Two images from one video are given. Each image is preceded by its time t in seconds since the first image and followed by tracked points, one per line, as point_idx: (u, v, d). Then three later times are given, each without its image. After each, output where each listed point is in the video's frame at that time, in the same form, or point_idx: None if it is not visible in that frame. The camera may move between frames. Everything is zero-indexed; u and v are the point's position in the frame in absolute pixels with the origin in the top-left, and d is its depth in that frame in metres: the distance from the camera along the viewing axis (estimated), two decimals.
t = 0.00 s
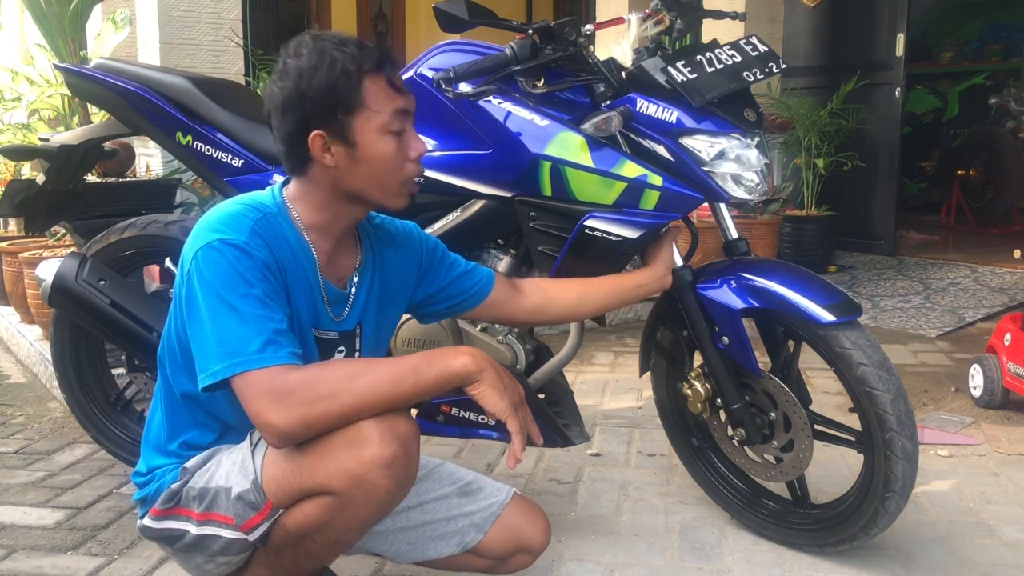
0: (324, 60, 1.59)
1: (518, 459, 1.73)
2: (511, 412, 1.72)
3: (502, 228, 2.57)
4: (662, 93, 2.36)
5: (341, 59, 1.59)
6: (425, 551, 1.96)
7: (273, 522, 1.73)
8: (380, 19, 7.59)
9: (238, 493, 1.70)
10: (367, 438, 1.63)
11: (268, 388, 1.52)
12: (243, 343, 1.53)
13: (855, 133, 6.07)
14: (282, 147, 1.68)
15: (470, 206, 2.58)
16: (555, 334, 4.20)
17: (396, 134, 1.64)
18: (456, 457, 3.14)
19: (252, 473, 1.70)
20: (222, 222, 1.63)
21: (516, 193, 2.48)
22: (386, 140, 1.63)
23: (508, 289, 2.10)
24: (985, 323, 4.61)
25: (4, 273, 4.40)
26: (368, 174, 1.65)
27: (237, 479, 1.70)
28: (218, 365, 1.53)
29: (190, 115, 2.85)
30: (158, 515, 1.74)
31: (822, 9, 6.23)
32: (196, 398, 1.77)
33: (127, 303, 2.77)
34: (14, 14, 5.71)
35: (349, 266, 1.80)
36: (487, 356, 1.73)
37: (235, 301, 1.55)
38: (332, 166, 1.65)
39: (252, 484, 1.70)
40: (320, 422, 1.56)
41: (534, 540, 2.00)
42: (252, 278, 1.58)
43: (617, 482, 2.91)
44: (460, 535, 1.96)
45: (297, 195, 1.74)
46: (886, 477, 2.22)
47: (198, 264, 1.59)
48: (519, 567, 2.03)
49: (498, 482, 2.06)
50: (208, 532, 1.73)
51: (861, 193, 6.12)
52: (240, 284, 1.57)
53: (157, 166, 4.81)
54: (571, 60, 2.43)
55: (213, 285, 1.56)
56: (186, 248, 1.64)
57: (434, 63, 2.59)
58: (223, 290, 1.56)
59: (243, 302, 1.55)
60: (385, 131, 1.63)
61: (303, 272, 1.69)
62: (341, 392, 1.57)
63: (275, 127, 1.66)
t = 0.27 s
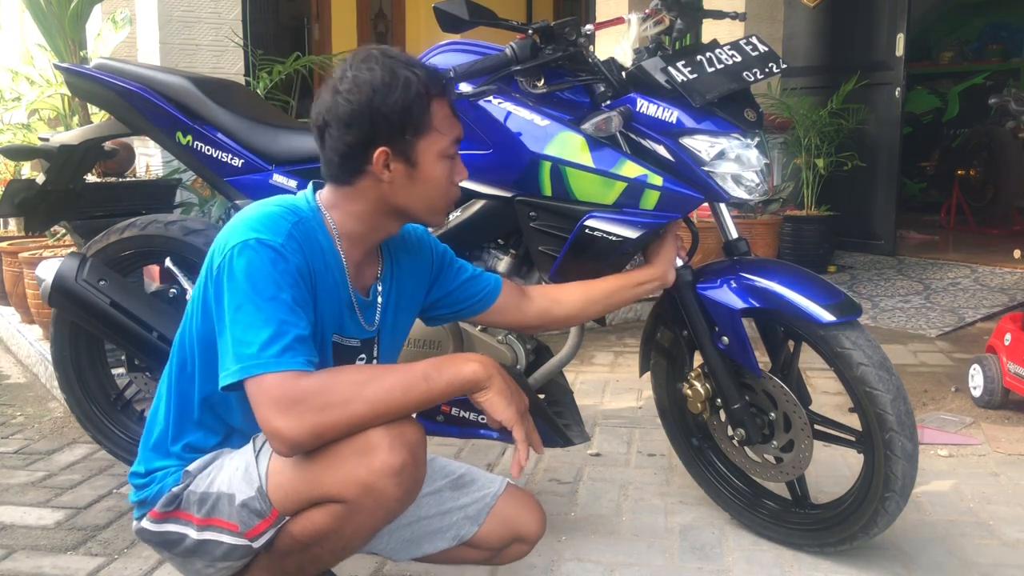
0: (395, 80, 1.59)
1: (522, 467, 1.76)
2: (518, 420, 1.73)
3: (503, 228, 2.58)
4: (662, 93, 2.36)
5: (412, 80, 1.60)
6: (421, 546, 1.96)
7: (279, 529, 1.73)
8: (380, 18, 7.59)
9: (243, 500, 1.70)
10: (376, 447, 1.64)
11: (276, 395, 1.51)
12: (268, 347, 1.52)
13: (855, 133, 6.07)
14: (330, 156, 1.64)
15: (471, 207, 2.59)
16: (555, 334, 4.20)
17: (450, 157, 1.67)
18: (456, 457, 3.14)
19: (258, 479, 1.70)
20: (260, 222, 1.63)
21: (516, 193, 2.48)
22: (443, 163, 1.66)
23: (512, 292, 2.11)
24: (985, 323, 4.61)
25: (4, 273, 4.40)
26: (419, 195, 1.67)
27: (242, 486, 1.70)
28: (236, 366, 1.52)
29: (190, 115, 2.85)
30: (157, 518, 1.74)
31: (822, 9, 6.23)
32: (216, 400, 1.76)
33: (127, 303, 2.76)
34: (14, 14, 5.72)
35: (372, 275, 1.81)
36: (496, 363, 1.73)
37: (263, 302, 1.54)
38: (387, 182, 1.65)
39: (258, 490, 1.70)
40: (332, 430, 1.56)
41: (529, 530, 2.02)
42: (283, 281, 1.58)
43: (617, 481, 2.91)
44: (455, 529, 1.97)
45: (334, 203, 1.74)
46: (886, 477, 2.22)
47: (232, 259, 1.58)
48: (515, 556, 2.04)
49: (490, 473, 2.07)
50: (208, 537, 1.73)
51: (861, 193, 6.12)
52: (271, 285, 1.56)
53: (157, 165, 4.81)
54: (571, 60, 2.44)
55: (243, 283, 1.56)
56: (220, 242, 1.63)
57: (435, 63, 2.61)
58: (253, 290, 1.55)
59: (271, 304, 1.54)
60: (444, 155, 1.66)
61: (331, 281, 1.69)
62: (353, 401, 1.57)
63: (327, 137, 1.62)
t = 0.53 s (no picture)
0: (427, 99, 1.60)
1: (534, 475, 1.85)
2: (531, 434, 1.79)
3: (503, 228, 2.57)
4: (662, 93, 2.36)
5: (443, 98, 1.61)
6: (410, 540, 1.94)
7: (285, 542, 1.75)
8: (380, 18, 7.60)
9: (249, 514, 1.72)
10: (390, 461, 1.68)
11: (291, 406, 1.51)
12: (293, 356, 1.52)
13: (855, 133, 6.07)
14: (361, 175, 1.64)
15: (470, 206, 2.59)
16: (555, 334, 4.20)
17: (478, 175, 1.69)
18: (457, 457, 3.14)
19: (264, 495, 1.71)
20: (294, 230, 1.62)
21: (516, 193, 2.47)
22: (471, 182, 1.67)
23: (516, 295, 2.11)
24: (985, 323, 4.61)
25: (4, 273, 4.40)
26: (449, 213, 1.68)
27: (247, 499, 1.72)
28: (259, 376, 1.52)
29: (191, 115, 2.85)
30: (153, 525, 1.74)
31: (822, 9, 6.23)
32: (227, 406, 1.75)
33: (127, 303, 2.76)
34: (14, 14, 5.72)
35: (389, 291, 1.82)
36: (508, 380, 1.78)
37: (290, 311, 1.54)
38: (419, 200, 1.65)
39: (264, 505, 1.71)
40: (349, 442, 1.57)
41: (517, 510, 2.04)
42: (312, 293, 1.58)
43: (617, 482, 2.91)
44: (442, 517, 1.97)
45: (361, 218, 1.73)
46: (886, 477, 2.22)
47: (266, 265, 1.57)
48: (508, 537, 2.08)
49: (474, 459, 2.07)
50: (206, 546, 1.74)
51: (861, 193, 6.12)
52: (300, 295, 1.56)
53: (157, 165, 4.81)
54: (571, 61, 2.45)
55: (274, 290, 1.55)
56: (252, 246, 1.62)
57: (434, 63, 2.61)
58: (284, 298, 1.55)
59: (298, 314, 1.54)
60: (474, 173, 1.67)
61: (356, 294, 1.70)
62: (372, 414, 1.58)
63: (359, 156, 1.62)
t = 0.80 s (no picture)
0: (498, 143, 1.65)
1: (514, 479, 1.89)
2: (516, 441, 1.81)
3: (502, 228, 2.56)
4: (662, 93, 2.36)
5: (510, 146, 1.66)
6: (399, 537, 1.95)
7: (279, 548, 1.76)
8: (380, 18, 7.59)
9: (242, 522, 1.73)
10: (382, 469, 1.69)
11: (291, 409, 1.51)
12: (306, 365, 1.51)
13: (855, 133, 6.07)
14: (413, 203, 1.65)
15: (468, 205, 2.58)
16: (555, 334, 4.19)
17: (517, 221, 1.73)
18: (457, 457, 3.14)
19: (256, 503, 1.72)
20: (335, 245, 1.63)
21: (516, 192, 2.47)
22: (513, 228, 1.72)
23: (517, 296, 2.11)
24: (985, 323, 4.61)
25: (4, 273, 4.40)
26: (487, 253, 1.71)
27: (240, 506, 1.72)
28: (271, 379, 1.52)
29: (191, 116, 2.85)
30: (144, 527, 1.76)
31: (822, 9, 6.23)
32: (232, 410, 1.74)
33: (127, 303, 2.76)
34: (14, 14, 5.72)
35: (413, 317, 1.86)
36: (497, 389, 1.79)
37: (318, 322, 1.54)
38: (464, 236, 1.67)
39: (257, 512, 1.72)
40: (345, 451, 1.58)
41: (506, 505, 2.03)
42: (344, 309, 1.57)
43: (617, 482, 2.91)
44: (430, 513, 1.97)
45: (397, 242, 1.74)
46: (886, 477, 2.22)
47: (308, 276, 1.58)
48: (499, 534, 2.07)
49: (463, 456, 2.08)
50: (198, 550, 1.76)
51: (861, 193, 6.12)
52: (330, 309, 1.55)
53: (157, 165, 4.81)
54: (572, 61, 2.45)
55: (306, 299, 1.56)
56: (294, 257, 1.63)
57: (434, 63, 2.59)
58: (314, 309, 1.55)
59: (325, 327, 1.54)
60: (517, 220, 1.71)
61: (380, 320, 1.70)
62: (369, 424, 1.59)
63: (418, 184, 1.63)
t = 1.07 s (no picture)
0: (501, 137, 1.66)
1: (512, 460, 1.88)
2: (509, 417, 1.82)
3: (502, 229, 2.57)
4: (662, 93, 2.36)
5: (514, 142, 1.68)
6: (404, 541, 1.97)
7: (285, 538, 1.76)
8: (380, 18, 7.59)
9: (248, 512, 1.73)
10: (386, 456, 1.68)
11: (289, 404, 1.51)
12: (306, 357, 1.52)
13: (855, 133, 6.07)
14: (415, 192, 1.65)
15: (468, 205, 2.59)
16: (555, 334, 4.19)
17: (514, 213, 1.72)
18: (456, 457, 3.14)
19: (263, 491, 1.72)
20: (334, 238, 1.63)
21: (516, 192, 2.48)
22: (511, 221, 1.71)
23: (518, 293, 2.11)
24: (986, 323, 4.61)
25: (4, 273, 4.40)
26: (486, 246, 1.72)
27: (246, 496, 1.73)
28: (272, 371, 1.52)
29: (191, 115, 2.85)
30: (150, 520, 1.75)
31: (822, 9, 6.23)
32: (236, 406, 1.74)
33: (127, 303, 2.76)
34: (14, 14, 5.72)
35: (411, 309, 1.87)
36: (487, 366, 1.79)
37: (318, 317, 1.54)
38: (464, 226, 1.67)
39: (263, 502, 1.73)
40: (346, 442, 1.58)
41: (512, 514, 2.03)
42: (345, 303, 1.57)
43: (617, 482, 2.91)
44: (436, 520, 1.98)
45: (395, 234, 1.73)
46: (886, 477, 2.22)
47: (305, 269, 1.58)
48: (503, 542, 2.07)
49: (470, 462, 2.08)
50: (205, 543, 1.76)
51: (861, 193, 6.12)
52: (331, 303, 1.55)
53: (157, 165, 4.81)
54: (571, 60, 2.45)
55: (307, 293, 1.55)
56: (293, 249, 1.63)
57: (434, 63, 2.59)
58: (314, 302, 1.54)
59: (326, 322, 1.54)
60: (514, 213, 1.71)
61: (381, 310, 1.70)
62: (366, 414, 1.58)
63: (421, 173, 1.63)
